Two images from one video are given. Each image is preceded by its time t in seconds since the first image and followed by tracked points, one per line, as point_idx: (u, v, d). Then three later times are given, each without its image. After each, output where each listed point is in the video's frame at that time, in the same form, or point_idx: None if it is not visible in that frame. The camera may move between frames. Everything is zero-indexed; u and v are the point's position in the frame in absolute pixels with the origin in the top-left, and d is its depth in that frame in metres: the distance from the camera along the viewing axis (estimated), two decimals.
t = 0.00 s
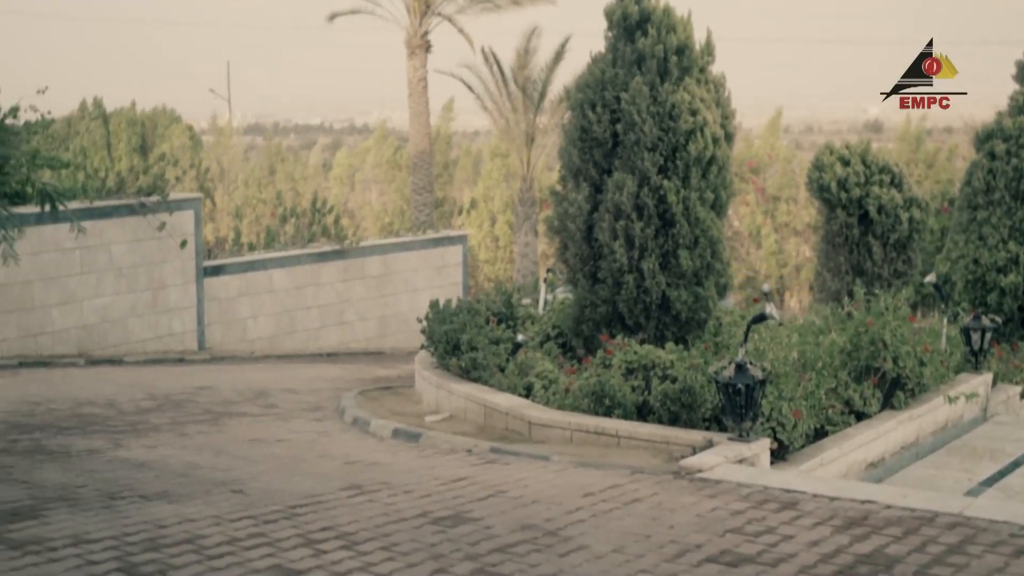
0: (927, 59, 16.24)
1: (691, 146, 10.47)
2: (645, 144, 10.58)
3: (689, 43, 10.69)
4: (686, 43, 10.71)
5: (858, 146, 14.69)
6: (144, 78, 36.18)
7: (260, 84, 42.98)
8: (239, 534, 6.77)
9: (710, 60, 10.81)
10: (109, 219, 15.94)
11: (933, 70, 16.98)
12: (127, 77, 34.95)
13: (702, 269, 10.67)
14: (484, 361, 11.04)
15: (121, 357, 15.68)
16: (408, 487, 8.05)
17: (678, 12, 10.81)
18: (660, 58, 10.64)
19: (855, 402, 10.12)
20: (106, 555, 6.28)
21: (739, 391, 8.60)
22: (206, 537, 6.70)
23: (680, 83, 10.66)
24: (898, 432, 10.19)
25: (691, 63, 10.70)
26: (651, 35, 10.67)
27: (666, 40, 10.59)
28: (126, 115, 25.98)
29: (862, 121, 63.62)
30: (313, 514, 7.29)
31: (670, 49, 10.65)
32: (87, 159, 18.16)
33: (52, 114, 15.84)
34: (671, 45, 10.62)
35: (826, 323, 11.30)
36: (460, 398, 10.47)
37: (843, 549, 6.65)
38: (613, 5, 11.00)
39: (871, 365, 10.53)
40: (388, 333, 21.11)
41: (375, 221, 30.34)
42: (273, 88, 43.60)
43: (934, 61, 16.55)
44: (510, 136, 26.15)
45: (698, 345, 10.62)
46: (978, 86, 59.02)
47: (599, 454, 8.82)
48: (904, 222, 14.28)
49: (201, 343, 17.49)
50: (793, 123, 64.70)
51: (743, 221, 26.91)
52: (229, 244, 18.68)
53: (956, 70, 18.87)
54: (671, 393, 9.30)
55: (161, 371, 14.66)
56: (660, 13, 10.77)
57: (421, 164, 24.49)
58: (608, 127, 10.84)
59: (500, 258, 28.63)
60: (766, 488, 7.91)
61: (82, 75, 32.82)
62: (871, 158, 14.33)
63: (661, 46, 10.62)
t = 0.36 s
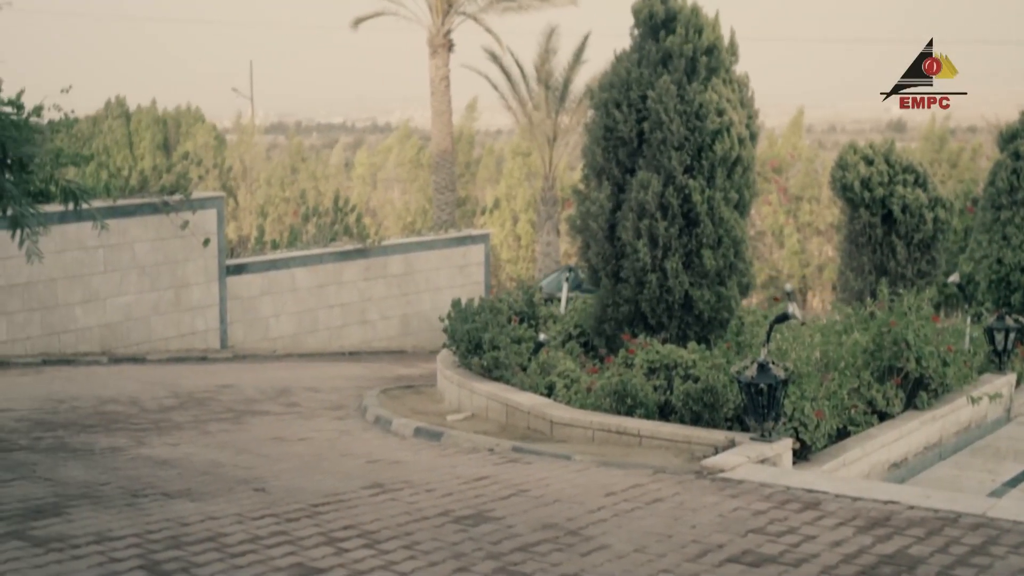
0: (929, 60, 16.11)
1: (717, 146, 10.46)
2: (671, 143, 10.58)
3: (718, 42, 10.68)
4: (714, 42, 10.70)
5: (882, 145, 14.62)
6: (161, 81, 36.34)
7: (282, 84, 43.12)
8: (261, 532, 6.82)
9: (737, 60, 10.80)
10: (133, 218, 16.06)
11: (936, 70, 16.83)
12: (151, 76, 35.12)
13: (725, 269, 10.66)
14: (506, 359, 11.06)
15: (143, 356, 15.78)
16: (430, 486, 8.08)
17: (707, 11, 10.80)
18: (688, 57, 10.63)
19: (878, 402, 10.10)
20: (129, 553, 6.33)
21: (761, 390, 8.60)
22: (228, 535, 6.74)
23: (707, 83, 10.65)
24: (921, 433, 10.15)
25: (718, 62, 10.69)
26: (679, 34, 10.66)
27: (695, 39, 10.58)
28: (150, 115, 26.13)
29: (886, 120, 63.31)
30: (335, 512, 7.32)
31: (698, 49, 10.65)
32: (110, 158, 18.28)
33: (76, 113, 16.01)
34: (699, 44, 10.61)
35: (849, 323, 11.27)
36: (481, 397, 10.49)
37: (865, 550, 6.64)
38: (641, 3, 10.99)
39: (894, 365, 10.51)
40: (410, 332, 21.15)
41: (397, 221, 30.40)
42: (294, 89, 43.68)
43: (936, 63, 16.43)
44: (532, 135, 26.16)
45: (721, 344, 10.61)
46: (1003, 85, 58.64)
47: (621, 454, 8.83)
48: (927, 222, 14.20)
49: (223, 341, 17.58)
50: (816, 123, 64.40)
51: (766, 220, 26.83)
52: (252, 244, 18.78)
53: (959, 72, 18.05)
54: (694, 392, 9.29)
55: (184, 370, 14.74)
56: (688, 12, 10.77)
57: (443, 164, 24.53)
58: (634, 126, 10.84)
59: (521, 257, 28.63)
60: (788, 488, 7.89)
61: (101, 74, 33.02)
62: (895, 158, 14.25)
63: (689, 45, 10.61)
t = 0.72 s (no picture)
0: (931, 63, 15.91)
1: (739, 143, 10.45)
2: (694, 140, 10.57)
3: (740, 39, 10.65)
4: (737, 39, 10.68)
5: (903, 142, 14.56)
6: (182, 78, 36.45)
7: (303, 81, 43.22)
8: (282, 528, 6.86)
9: (760, 57, 10.79)
10: (156, 214, 16.16)
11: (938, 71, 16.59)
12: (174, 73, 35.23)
13: (747, 266, 10.65)
14: (526, 357, 11.06)
15: (165, 352, 15.87)
16: (450, 483, 8.11)
17: (730, 8, 10.78)
18: (711, 55, 10.62)
19: (900, 401, 10.10)
20: (150, 548, 6.38)
21: (782, 388, 8.60)
22: (249, 531, 6.79)
23: (730, 80, 10.64)
24: (942, 431, 10.11)
25: (740, 59, 10.67)
26: (702, 31, 10.64)
27: (718, 35, 10.56)
28: (172, 112, 26.23)
29: (909, 117, 63.00)
30: (356, 509, 7.36)
31: (722, 46, 10.63)
32: (132, 155, 18.40)
33: (99, 110, 16.15)
34: (722, 41, 10.59)
35: (871, 321, 11.25)
36: (502, 394, 10.51)
37: (886, 549, 6.63)
38: None
39: (915, 363, 10.53)
40: (430, 329, 21.18)
41: (418, 217, 30.46)
42: (315, 85, 43.75)
43: (937, 66, 16.22)
44: (553, 131, 26.16)
45: (742, 342, 10.59)
46: None
47: (642, 451, 8.84)
48: (949, 219, 14.14)
49: (245, 338, 17.67)
50: (838, 120, 64.12)
51: (787, 218, 26.73)
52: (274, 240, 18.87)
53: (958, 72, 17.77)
54: (715, 390, 9.29)
55: (205, 366, 14.81)
56: (711, 8, 10.74)
57: (464, 160, 24.55)
58: (656, 123, 10.83)
59: (542, 254, 28.63)
60: (809, 486, 7.88)
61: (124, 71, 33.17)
62: (916, 155, 14.17)
63: (712, 42, 10.59)
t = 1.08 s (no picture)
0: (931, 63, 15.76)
1: (760, 138, 10.44)
2: (714, 136, 10.56)
3: (760, 35, 10.64)
4: (757, 34, 10.66)
5: (925, 138, 14.49)
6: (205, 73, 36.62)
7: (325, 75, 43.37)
8: (303, 523, 6.89)
9: (780, 52, 10.77)
10: (176, 209, 16.24)
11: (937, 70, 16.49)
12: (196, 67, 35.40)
13: (767, 261, 10.63)
14: (547, 352, 11.08)
15: (186, 346, 15.95)
16: (470, 477, 8.13)
17: (750, 3, 10.76)
18: (730, 50, 10.60)
19: (921, 396, 10.09)
20: (172, 542, 6.43)
21: (803, 384, 8.58)
22: (270, 525, 6.83)
23: (749, 75, 10.62)
24: (964, 428, 10.08)
25: (760, 55, 10.65)
26: (721, 26, 10.63)
27: (738, 30, 10.54)
28: (193, 107, 26.31)
29: (931, 112, 62.71)
30: (376, 503, 7.39)
31: (741, 40, 10.61)
32: (153, 149, 18.46)
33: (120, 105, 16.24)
34: (741, 36, 10.58)
35: (892, 317, 11.21)
36: (523, 389, 10.53)
37: (907, 545, 6.61)
38: None
39: (937, 359, 10.52)
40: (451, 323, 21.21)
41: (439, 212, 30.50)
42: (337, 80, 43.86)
43: (938, 65, 16.10)
44: (574, 127, 26.15)
45: (763, 337, 10.56)
46: None
47: (663, 446, 8.84)
48: (971, 215, 14.06)
49: (266, 332, 17.75)
50: (860, 115, 63.89)
51: (808, 213, 26.64)
52: (295, 234, 18.93)
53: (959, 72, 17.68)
54: (735, 386, 9.27)
55: (226, 360, 14.88)
56: (730, 3, 10.73)
57: (485, 156, 24.56)
58: (675, 119, 10.82)
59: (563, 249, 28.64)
60: (830, 482, 7.86)
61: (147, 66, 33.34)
62: (938, 150, 14.11)
63: (731, 38, 10.58)
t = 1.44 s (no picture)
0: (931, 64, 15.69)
1: (780, 136, 10.43)
2: (733, 134, 10.55)
3: (778, 32, 10.61)
4: (775, 31, 10.64)
5: (949, 136, 14.42)
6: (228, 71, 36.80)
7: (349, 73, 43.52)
8: (324, 520, 6.93)
9: (799, 49, 10.74)
10: (198, 207, 16.35)
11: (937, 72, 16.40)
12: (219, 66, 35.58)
13: (788, 259, 10.62)
14: (567, 350, 11.09)
15: (207, 343, 16.03)
16: (491, 475, 8.16)
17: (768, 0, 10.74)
18: (748, 48, 10.59)
19: (943, 395, 10.08)
20: (193, 538, 6.47)
21: (824, 382, 8.58)
22: (291, 522, 6.87)
23: (768, 73, 10.60)
24: (987, 427, 10.05)
25: (779, 52, 10.62)
26: (739, 24, 10.61)
27: (756, 28, 10.53)
28: (215, 105, 26.42)
29: (954, 109, 62.43)
30: (397, 500, 7.42)
31: (760, 38, 10.60)
32: (175, 148, 18.54)
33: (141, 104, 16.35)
34: (760, 33, 10.56)
35: (914, 316, 11.18)
36: (544, 387, 10.54)
37: (929, 544, 6.60)
38: None
39: (960, 358, 10.48)
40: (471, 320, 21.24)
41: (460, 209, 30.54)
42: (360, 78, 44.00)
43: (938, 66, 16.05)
44: (595, 126, 26.14)
45: (784, 336, 10.53)
46: None
47: (683, 445, 8.85)
48: (995, 213, 13.99)
49: (287, 330, 17.82)
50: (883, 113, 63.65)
51: (830, 212, 26.59)
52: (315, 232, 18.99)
53: (959, 72, 17.61)
54: (756, 384, 9.26)
55: (248, 357, 14.95)
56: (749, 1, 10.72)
57: (507, 154, 24.57)
58: (695, 117, 10.81)
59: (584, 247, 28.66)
60: (852, 480, 7.85)
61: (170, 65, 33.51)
62: (962, 148, 14.05)
63: (749, 35, 10.56)
